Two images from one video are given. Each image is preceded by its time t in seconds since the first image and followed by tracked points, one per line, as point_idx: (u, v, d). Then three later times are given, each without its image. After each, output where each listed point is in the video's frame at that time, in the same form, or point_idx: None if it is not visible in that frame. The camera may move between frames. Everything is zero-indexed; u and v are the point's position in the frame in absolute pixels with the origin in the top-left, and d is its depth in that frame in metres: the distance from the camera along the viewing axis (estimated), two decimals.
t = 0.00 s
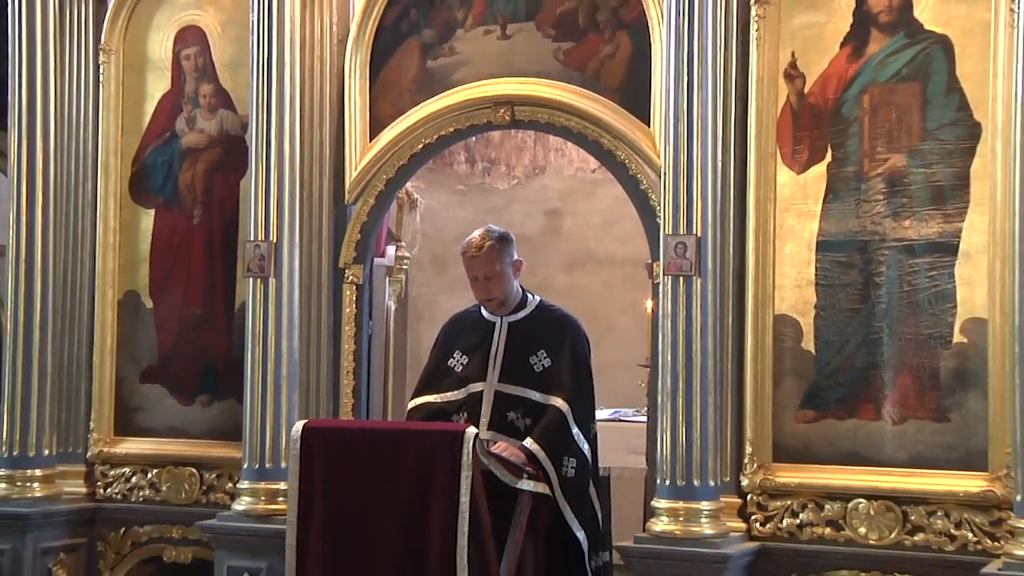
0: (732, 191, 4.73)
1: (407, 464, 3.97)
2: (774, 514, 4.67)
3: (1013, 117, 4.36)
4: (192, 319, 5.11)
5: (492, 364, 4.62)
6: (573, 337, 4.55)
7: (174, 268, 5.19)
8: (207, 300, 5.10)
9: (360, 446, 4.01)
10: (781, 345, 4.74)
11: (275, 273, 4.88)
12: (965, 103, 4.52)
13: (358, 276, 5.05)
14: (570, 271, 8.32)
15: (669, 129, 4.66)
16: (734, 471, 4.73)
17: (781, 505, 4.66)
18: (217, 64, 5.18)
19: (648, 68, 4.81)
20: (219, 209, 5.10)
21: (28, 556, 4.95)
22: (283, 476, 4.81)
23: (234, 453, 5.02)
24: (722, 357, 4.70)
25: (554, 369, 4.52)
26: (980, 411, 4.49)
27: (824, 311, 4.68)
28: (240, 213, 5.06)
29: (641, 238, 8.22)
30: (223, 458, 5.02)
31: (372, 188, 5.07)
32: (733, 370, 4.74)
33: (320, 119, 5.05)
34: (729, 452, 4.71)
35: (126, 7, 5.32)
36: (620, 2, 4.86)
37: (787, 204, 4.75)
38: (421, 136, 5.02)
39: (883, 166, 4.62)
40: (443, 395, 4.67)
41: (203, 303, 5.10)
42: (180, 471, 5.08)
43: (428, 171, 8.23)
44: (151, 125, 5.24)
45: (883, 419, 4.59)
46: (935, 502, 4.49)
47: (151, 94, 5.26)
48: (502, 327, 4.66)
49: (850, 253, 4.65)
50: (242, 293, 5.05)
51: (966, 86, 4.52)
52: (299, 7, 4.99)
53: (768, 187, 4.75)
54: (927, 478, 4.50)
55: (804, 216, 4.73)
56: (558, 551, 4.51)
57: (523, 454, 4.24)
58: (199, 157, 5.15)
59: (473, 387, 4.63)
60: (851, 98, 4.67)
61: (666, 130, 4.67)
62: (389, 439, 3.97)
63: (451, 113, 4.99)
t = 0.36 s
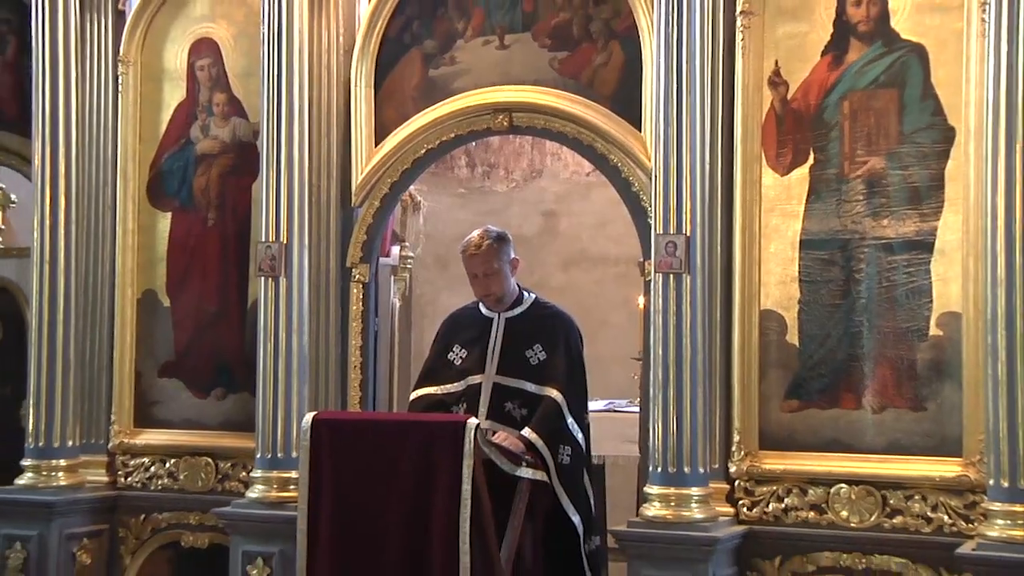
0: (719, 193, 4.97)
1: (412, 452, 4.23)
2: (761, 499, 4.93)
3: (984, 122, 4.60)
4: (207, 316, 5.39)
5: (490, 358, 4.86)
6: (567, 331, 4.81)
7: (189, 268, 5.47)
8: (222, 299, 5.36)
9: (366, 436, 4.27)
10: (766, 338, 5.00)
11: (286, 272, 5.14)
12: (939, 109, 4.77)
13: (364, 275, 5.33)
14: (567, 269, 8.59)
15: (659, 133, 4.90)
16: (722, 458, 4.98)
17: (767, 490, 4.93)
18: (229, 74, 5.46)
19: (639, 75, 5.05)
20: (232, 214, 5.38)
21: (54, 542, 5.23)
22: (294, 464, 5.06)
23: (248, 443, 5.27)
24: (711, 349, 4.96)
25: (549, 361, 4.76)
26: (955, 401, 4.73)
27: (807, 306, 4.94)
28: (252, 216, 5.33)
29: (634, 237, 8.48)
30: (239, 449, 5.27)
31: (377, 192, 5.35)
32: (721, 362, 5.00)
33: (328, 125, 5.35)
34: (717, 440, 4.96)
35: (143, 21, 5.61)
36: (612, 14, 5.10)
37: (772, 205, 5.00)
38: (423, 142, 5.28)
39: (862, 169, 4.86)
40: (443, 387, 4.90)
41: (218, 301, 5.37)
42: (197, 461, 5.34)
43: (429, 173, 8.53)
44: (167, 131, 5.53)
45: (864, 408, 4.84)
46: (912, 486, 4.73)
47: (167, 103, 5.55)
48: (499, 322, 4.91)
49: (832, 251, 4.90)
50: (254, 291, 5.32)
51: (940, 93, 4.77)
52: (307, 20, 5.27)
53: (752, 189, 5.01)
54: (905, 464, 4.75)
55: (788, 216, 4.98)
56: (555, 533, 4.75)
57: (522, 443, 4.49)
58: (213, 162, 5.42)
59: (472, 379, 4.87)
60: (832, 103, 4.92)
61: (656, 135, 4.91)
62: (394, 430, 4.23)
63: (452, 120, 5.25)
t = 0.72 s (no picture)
0: (710, 194, 5.24)
1: (419, 441, 4.50)
2: (750, 484, 5.20)
3: (962, 127, 4.85)
4: (226, 310, 5.70)
5: (492, 349, 5.12)
6: (565, 324, 5.07)
7: (208, 264, 5.78)
8: (239, 294, 5.68)
9: (375, 424, 4.55)
10: (756, 331, 5.27)
11: (300, 270, 5.42)
12: (921, 114, 5.02)
13: (374, 271, 5.61)
14: (566, 266, 8.92)
15: (654, 135, 5.15)
16: (714, 446, 5.25)
17: (756, 476, 5.20)
18: (247, 80, 5.79)
19: (636, 82, 5.31)
20: (248, 213, 5.69)
21: (81, 523, 5.55)
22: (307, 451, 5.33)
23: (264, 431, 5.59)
24: (703, 342, 5.22)
25: (548, 353, 5.02)
26: (934, 391, 4.98)
27: (795, 301, 5.20)
28: (266, 216, 5.66)
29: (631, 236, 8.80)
30: (255, 436, 5.58)
31: (386, 191, 5.64)
32: (713, 354, 5.26)
33: (340, 129, 5.64)
34: (709, 428, 5.22)
35: (165, 29, 5.93)
36: (610, 23, 5.36)
37: (762, 206, 5.27)
38: (430, 145, 5.56)
39: (847, 171, 5.12)
40: (446, 376, 5.19)
41: (236, 296, 5.69)
42: (216, 447, 5.66)
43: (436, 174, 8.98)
44: (189, 134, 5.85)
45: (848, 398, 5.10)
46: (894, 473, 4.97)
47: (188, 108, 5.88)
48: (501, 316, 5.16)
49: (818, 249, 5.17)
50: (269, 286, 5.61)
51: (921, 99, 5.02)
52: (321, 26, 5.56)
53: (744, 189, 5.27)
54: (887, 451, 5.00)
55: (777, 216, 5.25)
56: (553, 514, 5.01)
57: (523, 430, 4.75)
58: (230, 164, 5.75)
59: (474, 369, 5.14)
60: (818, 109, 5.18)
61: (651, 138, 5.17)
62: (402, 418, 4.51)
63: (457, 125, 5.53)
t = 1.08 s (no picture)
0: (705, 191, 5.49)
1: (427, 426, 4.79)
2: (742, 467, 5.48)
3: (942, 128, 5.12)
4: (244, 303, 6.10)
5: (493, 340, 5.40)
6: (562, 316, 5.35)
7: (227, 260, 6.20)
8: (257, 287, 6.08)
9: (386, 411, 4.85)
10: (748, 322, 5.55)
11: (314, 265, 5.73)
12: (903, 116, 5.29)
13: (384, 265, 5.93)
14: (568, 260, 9.34)
15: (650, 136, 5.43)
16: (707, 431, 5.53)
17: (747, 459, 5.48)
18: (264, 85, 6.19)
19: (633, 85, 5.58)
20: (265, 212, 6.10)
21: (109, 505, 5.97)
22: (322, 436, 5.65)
23: (280, 418, 5.98)
24: (698, 332, 5.49)
25: (547, 343, 5.30)
26: (915, 378, 5.25)
27: (785, 294, 5.48)
28: (282, 214, 6.05)
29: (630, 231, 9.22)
30: (272, 422, 5.99)
31: (396, 190, 5.95)
32: (706, 344, 5.55)
33: (352, 131, 5.95)
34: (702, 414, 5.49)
35: (186, 38, 6.35)
36: (609, 30, 5.64)
37: (753, 203, 5.55)
38: (438, 146, 5.87)
39: (834, 169, 5.40)
40: (451, 365, 5.47)
41: (254, 290, 6.09)
42: (235, 433, 6.07)
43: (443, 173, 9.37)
44: (209, 136, 6.27)
45: (835, 385, 5.38)
46: (879, 456, 5.25)
47: (208, 112, 6.30)
48: (502, 308, 5.44)
49: (806, 244, 5.44)
50: (286, 280, 6.02)
51: (904, 101, 5.29)
52: (332, 33, 5.88)
53: (735, 187, 5.55)
54: (872, 435, 5.28)
55: (767, 212, 5.53)
56: (556, 496, 5.29)
57: (526, 417, 5.00)
58: (248, 164, 6.17)
59: (477, 359, 5.42)
60: (806, 111, 5.46)
61: (648, 138, 5.44)
62: (410, 405, 4.80)
63: (463, 126, 5.83)
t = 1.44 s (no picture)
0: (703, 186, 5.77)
1: (438, 409, 5.07)
2: (737, 448, 5.77)
3: (929, 126, 5.38)
4: (264, 291, 6.43)
5: (496, 326, 5.69)
6: (561, 305, 5.63)
7: (249, 250, 6.51)
8: (276, 276, 6.41)
9: (399, 394, 5.13)
10: (743, 310, 5.83)
11: (330, 255, 6.08)
12: (891, 114, 5.56)
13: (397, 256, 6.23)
14: (572, 252, 9.63)
15: (649, 133, 5.70)
16: (704, 414, 5.82)
17: (742, 441, 5.76)
18: (283, 85, 6.50)
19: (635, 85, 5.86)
20: (284, 204, 6.41)
21: (138, 482, 6.28)
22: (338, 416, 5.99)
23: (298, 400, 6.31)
24: (696, 320, 5.78)
25: (548, 330, 5.58)
26: (902, 364, 5.52)
27: (778, 284, 5.76)
28: (299, 207, 6.38)
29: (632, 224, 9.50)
30: (291, 404, 6.31)
31: (408, 184, 6.24)
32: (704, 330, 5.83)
33: (366, 128, 6.24)
34: (699, 398, 5.77)
35: (209, 40, 6.66)
36: (611, 32, 5.92)
37: (749, 197, 5.83)
38: (448, 142, 6.16)
39: (825, 166, 5.67)
40: (456, 350, 5.79)
41: (273, 279, 6.41)
42: (256, 415, 6.39)
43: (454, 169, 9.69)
44: (231, 132, 6.58)
45: (825, 370, 5.66)
46: (866, 438, 5.53)
47: (230, 110, 6.60)
48: (505, 297, 5.73)
49: (798, 236, 5.72)
50: (303, 270, 6.34)
51: (892, 101, 5.56)
52: (349, 36, 6.21)
53: (731, 181, 5.83)
54: (860, 418, 5.55)
55: (762, 206, 5.80)
56: (560, 475, 5.57)
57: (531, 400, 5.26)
58: (267, 160, 6.47)
59: (480, 345, 5.72)
60: (799, 109, 5.74)
61: (648, 136, 5.72)
62: (422, 388, 5.09)
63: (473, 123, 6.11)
